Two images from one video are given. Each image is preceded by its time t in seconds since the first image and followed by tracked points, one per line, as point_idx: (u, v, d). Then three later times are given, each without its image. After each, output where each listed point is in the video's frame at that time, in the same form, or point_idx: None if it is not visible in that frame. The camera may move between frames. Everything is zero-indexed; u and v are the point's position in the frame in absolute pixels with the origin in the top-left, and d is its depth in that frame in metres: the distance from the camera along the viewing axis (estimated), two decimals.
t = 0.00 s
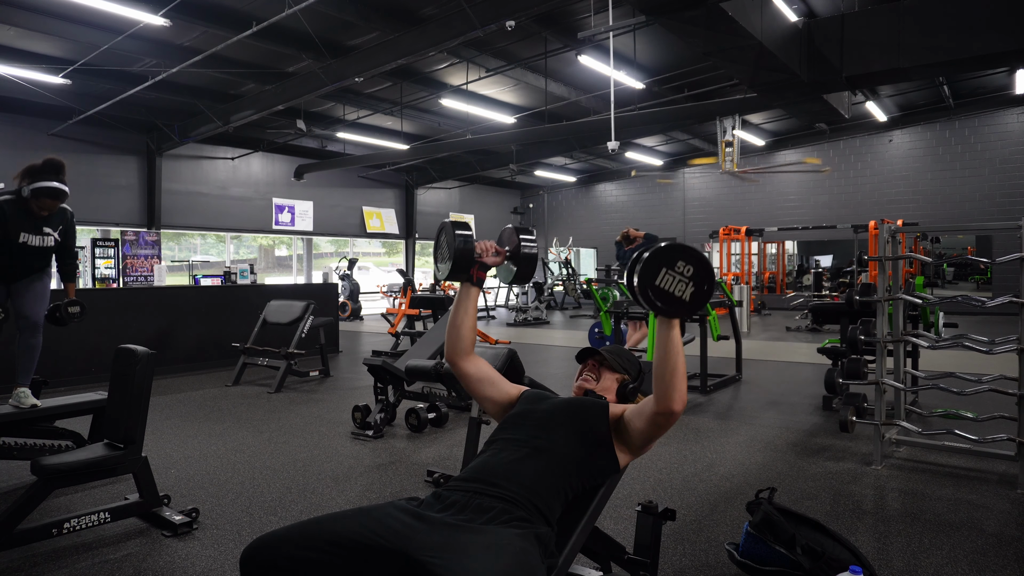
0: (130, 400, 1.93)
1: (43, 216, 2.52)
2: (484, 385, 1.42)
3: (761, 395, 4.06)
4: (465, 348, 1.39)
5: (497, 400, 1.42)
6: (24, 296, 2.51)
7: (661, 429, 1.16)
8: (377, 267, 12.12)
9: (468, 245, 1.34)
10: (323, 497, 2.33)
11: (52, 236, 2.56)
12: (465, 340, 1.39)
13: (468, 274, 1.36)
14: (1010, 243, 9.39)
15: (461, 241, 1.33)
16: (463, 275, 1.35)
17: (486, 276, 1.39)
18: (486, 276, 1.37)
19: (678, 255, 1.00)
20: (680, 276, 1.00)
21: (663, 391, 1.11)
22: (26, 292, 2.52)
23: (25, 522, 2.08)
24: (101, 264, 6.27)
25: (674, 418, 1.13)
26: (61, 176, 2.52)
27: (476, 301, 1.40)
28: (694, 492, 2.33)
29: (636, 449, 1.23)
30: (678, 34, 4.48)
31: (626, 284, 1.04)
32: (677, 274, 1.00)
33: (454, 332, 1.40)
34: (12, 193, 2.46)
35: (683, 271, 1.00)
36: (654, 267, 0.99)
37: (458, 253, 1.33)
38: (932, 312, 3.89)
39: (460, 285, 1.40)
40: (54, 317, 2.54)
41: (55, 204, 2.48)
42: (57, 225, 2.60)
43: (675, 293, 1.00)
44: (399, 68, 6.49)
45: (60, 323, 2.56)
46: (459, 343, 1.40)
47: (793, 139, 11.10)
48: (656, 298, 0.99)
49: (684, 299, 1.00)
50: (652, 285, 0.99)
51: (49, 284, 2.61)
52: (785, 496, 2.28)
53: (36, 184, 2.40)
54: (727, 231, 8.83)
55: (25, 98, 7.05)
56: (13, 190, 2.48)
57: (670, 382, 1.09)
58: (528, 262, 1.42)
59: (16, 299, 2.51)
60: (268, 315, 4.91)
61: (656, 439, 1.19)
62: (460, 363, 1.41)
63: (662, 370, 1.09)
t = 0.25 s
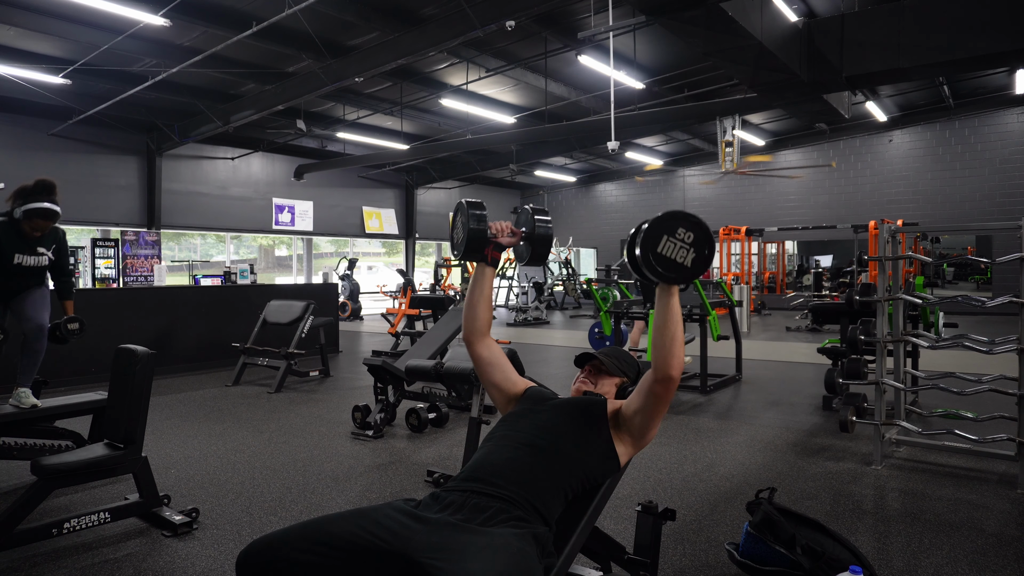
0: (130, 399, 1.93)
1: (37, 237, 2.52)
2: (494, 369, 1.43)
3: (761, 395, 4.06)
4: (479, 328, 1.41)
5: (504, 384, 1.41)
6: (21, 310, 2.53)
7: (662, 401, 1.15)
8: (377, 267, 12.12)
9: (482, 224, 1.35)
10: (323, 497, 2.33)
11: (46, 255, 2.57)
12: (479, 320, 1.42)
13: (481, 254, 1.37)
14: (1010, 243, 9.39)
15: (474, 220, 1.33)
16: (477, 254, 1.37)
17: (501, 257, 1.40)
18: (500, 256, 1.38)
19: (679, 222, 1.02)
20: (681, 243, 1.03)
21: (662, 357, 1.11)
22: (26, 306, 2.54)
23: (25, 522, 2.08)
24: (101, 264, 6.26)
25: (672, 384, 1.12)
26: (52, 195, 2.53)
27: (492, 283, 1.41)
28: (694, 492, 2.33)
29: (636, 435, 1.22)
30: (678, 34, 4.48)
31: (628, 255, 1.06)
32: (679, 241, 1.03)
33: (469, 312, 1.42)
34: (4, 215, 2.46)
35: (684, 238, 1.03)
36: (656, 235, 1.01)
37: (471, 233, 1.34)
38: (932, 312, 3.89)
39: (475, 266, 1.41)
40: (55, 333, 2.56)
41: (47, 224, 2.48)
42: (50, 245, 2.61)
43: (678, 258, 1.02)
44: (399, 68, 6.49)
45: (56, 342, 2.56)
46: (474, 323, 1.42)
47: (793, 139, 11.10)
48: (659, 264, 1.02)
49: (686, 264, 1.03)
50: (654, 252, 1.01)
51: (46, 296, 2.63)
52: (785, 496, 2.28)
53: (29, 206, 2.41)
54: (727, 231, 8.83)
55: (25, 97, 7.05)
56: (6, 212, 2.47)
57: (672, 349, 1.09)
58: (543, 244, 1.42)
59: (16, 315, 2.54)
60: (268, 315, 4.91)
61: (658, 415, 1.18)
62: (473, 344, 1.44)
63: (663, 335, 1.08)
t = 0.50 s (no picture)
0: (130, 399, 1.93)
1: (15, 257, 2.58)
2: (502, 366, 1.42)
3: (761, 395, 4.06)
4: (488, 324, 1.41)
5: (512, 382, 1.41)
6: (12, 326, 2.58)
7: (655, 383, 1.17)
8: (377, 267, 12.11)
9: (491, 217, 1.37)
10: (323, 497, 2.33)
11: (29, 274, 2.62)
12: (488, 316, 1.42)
13: (490, 248, 1.38)
14: (1010, 243, 9.39)
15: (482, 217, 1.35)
16: (487, 248, 1.38)
17: (511, 252, 1.41)
18: (510, 251, 1.39)
19: (667, 203, 1.09)
20: (670, 222, 1.10)
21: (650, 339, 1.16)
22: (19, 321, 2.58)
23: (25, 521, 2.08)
24: (101, 264, 6.27)
25: (662, 364, 1.16)
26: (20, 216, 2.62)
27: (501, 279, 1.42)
28: (694, 492, 2.33)
29: (634, 429, 1.22)
30: (678, 34, 4.48)
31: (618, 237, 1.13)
32: (667, 221, 1.10)
33: (478, 308, 1.43)
34: None
35: (673, 217, 1.10)
36: (645, 215, 1.08)
37: (480, 228, 1.35)
38: (932, 312, 3.89)
39: (484, 261, 1.42)
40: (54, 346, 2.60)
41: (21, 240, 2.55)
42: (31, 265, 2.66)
43: (666, 237, 1.09)
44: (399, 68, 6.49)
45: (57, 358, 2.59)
46: (482, 320, 1.42)
47: (793, 139, 11.10)
48: (649, 243, 1.09)
49: (675, 243, 1.10)
50: (644, 231, 1.08)
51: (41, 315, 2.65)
52: (785, 496, 2.28)
53: (1, 224, 2.51)
54: (727, 231, 8.83)
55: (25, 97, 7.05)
56: None
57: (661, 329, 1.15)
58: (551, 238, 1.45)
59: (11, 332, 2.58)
60: (268, 315, 4.91)
61: (654, 401, 1.19)
62: (482, 341, 1.43)
63: (652, 314, 1.15)
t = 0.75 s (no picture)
0: (129, 399, 1.93)
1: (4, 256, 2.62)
2: (499, 368, 1.42)
3: (761, 395, 4.06)
4: (485, 325, 1.42)
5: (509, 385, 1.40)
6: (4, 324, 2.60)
7: (649, 382, 1.17)
8: (377, 267, 12.11)
9: (490, 219, 1.41)
10: (323, 497, 2.33)
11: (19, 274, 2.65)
12: (486, 318, 1.43)
13: (489, 250, 1.41)
14: (1010, 243, 9.39)
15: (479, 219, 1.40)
16: (485, 250, 1.41)
17: (510, 255, 1.44)
18: (508, 253, 1.42)
19: (657, 200, 1.13)
20: (660, 219, 1.13)
21: (642, 337, 1.16)
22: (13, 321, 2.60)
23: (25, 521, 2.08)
24: (101, 264, 6.27)
25: (652, 361, 1.15)
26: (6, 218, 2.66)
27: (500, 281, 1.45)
28: (694, 492, 2.32)
29: (631, 428, 1.22)
30: (678, 34, 4.48)
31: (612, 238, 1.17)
32: (658, 218, 1.13)
33: (476, 309, 1.44)
34: None
35: (663, 214, 1.12)
36: (634, 213, 1.12)
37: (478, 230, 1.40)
38: (932, 312, 3.89)
39: (484, 263, 1.46)
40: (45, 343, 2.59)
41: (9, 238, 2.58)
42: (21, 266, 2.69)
43: (657, 233, 1.12)
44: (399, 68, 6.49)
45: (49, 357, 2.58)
46: (480, 321, 1.43)
47: (793, 139, 11.11)
48: (639, 241, 1.12)
49: (666, 239, 1.12)
50: (634, 229, 1.12)
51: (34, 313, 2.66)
52: (785, 496, 2.28)
53: None
54: (727, 231, 8.84)
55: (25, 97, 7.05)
56: None
57: (651, 327, 1.15)
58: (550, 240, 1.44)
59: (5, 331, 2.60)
60: (268, 315, 4.91)
61: (649, 399, 1.19)
62: (480, 342, 1.44)
63: (642, 310, 1.16)
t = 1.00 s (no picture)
0: (129, 399, 1.93)
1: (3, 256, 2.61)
2: (489, 378, 1.42)
3: (761, 395, 4.06)
4: (473, 336, 1.41)
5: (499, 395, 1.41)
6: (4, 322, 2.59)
7: (652, 390, 1.17)
8: (377, 267, 12.11)
9: (480, 231, 1.36)
10: (323, 497, 2.33)
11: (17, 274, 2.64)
12: (473, 330, 1.42)
13: (479, 263, 1.37)
14: (1010, 243, 9.39)
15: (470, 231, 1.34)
16: (473, 263, 1.36)
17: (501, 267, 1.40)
18: (499, 266, 1.37)
19: (655, 208, 1.10)
20: (659, 228, 1.10)
21: (645, 346, 1.15)
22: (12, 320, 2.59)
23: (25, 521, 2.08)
24: (101, 264, 6.27)
25: (657, 371, 1.15)
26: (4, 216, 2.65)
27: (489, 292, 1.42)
28: (694, 492, 2.32)
29: (631, 432, 1.22)
30: (677, 34, 4.49)
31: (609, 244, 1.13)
32: (657, 226, 1.10)
33: (463, 321, 1.43)
34: None
35: (662, 222, 1.10)
36: (634, 221, 1.09)
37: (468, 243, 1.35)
38: (932, 312, 3.89)
39: (474, 275, 1.42)
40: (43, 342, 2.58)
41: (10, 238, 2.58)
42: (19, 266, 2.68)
43: (656, 243, 1.09)
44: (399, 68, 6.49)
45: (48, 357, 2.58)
46: (467, 333, 1.42)
47: (793, 139, 11.11)
48: (639, 249, 1.09)
49: (666, 248, 1.10)
50: (633, 237, 1.09)
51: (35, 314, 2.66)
52: (785, 496, 2.28)
53: None
54: (727, 231, 8.84)
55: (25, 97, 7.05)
56: None
57: (653, 337, 1.14)
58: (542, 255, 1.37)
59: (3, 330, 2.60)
60: (268, 314, 4.91)
61: (651, 406, 1.19)
62: (467, 353, 1.43)
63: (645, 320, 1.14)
